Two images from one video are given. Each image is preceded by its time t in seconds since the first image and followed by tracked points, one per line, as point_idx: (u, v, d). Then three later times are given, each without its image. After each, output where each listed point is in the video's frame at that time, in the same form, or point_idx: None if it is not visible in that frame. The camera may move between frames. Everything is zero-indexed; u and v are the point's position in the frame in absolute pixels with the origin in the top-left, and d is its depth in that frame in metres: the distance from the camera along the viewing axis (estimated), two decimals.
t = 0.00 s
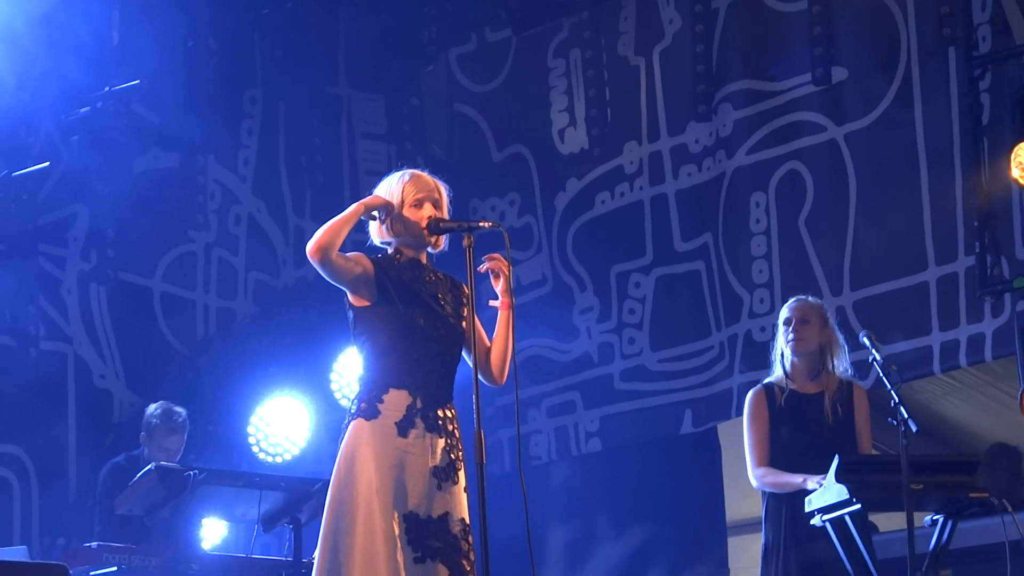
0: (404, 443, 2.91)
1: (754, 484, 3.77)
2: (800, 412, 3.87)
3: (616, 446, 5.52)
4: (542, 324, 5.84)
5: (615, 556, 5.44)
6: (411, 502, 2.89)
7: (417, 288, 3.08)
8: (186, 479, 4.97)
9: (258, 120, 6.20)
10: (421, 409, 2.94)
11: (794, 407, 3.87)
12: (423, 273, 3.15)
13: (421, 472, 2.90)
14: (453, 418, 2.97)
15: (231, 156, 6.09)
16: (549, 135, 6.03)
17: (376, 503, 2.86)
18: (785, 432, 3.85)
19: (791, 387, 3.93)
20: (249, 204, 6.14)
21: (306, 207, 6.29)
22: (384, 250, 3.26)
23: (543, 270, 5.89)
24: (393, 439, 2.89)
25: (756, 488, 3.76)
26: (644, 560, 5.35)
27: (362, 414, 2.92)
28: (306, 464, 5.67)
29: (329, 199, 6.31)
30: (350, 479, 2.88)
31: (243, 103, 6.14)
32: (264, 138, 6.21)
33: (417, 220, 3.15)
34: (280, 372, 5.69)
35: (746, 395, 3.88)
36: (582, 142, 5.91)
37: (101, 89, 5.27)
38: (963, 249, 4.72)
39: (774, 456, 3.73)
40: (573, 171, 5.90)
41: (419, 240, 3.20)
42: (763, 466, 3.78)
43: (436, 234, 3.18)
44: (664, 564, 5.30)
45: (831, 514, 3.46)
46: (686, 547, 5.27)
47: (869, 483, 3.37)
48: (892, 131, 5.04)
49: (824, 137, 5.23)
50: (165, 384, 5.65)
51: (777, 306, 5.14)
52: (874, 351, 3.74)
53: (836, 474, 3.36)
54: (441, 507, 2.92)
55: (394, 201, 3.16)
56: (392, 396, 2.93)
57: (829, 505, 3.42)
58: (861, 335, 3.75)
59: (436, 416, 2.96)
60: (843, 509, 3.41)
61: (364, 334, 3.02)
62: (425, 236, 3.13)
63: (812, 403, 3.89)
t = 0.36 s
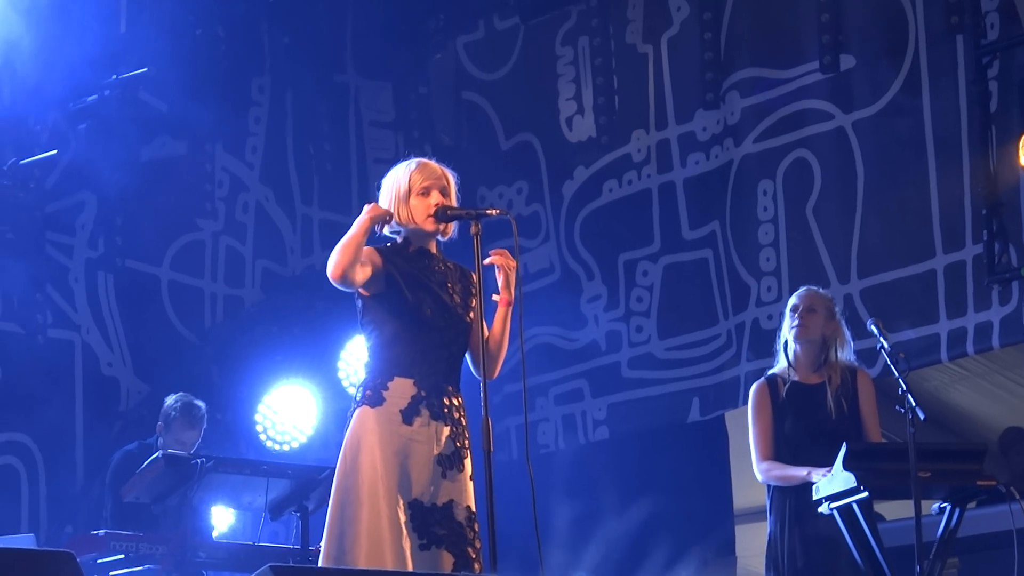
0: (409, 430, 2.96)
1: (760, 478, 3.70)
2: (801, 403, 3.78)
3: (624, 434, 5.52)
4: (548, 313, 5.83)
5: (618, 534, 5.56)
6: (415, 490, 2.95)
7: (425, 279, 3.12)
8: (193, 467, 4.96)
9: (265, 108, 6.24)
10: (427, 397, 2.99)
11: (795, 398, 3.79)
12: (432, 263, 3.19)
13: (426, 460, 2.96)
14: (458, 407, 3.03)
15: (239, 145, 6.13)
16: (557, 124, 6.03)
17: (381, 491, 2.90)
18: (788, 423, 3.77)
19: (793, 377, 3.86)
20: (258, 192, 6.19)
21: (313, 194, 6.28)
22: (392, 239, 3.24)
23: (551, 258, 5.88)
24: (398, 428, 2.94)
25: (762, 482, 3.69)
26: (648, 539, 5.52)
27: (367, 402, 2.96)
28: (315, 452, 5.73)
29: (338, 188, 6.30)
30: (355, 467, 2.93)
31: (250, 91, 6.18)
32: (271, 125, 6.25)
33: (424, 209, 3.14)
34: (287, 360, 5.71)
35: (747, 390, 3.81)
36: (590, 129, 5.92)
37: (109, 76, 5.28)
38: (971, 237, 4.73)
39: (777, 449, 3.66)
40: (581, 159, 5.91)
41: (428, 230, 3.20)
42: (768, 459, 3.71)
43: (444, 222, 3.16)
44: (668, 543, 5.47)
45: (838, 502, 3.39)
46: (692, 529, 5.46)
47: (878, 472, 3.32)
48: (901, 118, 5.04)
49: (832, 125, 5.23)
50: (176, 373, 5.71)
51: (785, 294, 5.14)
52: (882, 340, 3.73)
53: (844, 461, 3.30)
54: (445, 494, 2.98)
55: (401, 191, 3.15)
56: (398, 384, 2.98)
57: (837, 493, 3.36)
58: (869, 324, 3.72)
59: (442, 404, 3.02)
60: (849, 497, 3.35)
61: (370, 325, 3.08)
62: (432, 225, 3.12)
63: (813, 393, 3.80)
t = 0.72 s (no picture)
0: (417, 418, 2.93)
1: (770, 461, 3.65)
2: (812, 387, 3.74)
3: (634, 422, 5.56)
4: (558, 299, 5.87)
5: (631, 513, 5.52)
6: (423, 477, 2.91)
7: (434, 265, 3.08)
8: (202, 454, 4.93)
9: (274, 95, 6.26)
10: (434, 384, 2.95)
11: (807, 381, 3.74)
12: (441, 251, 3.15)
13: (433, 448, 2.92)
14: (466, 394, 2.99)
15: (248, 131, 6.13)
16: (566, 111, 6.05)
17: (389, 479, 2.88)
18: (798, 406, 3.73)
19: (804, 361, 3.81)
20: (266, 179, 6.19)
21: (323, 180, 6.34)
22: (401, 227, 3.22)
23: (560, 245, 5.91)
24: (405, 414, 2.91)
25: (772, 466, 3.65)
26: (660, 521, 5.44)
27: (375, 389, 2.94)
28: (323, 438, 5.81)
29: (348, 175, 6.39)
30: (362, 454, 2.92)
31: (259, 77, 6.19)
32: (281, 114, 6.26)
33: (434, 195, 3.11)
34: (298, 346, 5.76)
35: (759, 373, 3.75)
36: (599, 117, 5.93)
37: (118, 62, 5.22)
38: (980, 224, 4.71)
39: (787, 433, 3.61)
40: (590, 146, 5.93)
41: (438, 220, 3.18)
42: (778, 443, 3.66)
43: (453, 209, 3.13)
44: (678, 526, 5.39)
45: (847, 489, 3.38)
46: (703, 511, 5.34)
47: (888, 460, 3.31)
48: (911, 106, 5.00)
49: (842, 113, 5.21)
50: (186, 361, 5.71)
51: (794, 282, 5.13)
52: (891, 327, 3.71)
53: (853, 448, 3.29)
54: (453, 482, 2.94)
55: (411, 179, 3.14)
56: (406, 370, 2.95)
57: (846, 480, 3.34)
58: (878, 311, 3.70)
59: (450, 390, 2.98)
60: (859, 484, 3.34)
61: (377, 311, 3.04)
62: (440, 211, 3.10)
63: (824, 378, 3.75)
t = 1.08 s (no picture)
0: (425, 407, 2.91)
1: (776, 444, 3.63)
2: (831, 378, 3.71)
3: (641, 412, 5.58)
4: (566, 289, 5.90)
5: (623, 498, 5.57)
6: (431, 466, 2.89)
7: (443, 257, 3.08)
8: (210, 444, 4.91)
9: (282, 84, 6.23)
10: (442, 374, 2.95)
11: (827, 372, 3.71)
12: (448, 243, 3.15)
13: (441, 437, 2.91)
14: (472, 383, 2.99)
15: (255, 120, 6.09)
16: (574, 101, 6.07)
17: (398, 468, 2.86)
18: (813, 396, 3.70)
19: (823, 353, 3.75)
20: (274, 169, 6.18)
21: (330, 170, 6.37)
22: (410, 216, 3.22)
23: (568, 234, 5.95)
24: (413, 404, 2.90)
25: (777, 449, 3.62)
26: (654, 505, 5.49)
27: (382, 379, 2.92)
28: (331, 429, 5.87)
29: (356, 164, 6.44)
30: (370, 444, 2.89)
31: (265, 67, 6.16)
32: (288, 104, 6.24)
33: (442, 185, 3.10)
34: (305, 337, 5.82)
35: (779, 359, 3.71)
36: (607, 106, 5.95)
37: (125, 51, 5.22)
38: (988, 215, 4.68)
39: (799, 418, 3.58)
40: (597, 136, 5.95)
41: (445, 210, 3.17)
42: (787, 426, 3.64)
43: (461, 199, 3.13)
44: (678, 510, 5.40)
45: (855, 481, 3.37)
46: (701, 496, 5.37)
47: (896, 450, 3.31)
48: (919, 96, 4.98)
49: (850, 102, 5.20)
50: (194, 348, 5.70)
51: (802, 272, 5.14)
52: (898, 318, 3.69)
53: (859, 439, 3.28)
54: (460, 471, 2.93)
55: (419, 170, 3.13)
56: (413, 361, 2.94)
57: (854, 470, 3.33)
58: (887, 302, 3.68)
59: (457, 380, 2.97)
60: (866, 475, 3.33)
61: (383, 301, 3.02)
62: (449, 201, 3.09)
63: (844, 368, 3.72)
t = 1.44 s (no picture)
0: (433, 402, 2.90)
1: (794, 440, 3.60)
2: (857, 372, 3.69)
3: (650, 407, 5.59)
4: (575, 284, 5.92)
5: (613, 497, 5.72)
6: (440, 461, 2.89)
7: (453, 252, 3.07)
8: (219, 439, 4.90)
9: (291, 79, 6.32)
10: (450, 369, 2.94)
11: (853, 365, 3.69)
12: (457, 238, 3.14)
13: (449, 432, 2.91)
14: (482, 377, 2.98)
15: (264, 113, 6.20)
16: (584, 96, 6.07)
17: (406, 463, 2.85)
18: (834, 391, 3.69)
19: (849, 346, 3.73)
20: (282, 163, 6.28)
21: (340, 165, 6.44)
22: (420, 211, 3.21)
23: (577, 229, 5.97)
24: (422, 399, 2.89)
25: (795, 444, 3.60)
26: (646, 503, 5.61)
27: (390, 374, 2.91)
28: (340, 424, 5.88)
29: (366, 159, 6.48)
30: (378, 439, 2.88)
31: (275, 61, 6.26)
32: (297, 98, 6.34)
33: (451, 180, 3.09)
34: (314, 332, 5.82)
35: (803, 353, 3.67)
36: (616, 101, 5.94)
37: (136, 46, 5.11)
38: (998, 210, 4.67)
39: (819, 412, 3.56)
40: (608, 131, 5.96)
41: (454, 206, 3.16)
42: (804, 421, 3.61)
43: (471, 194, 3.13)
44: (672, 510, 5.51)
45: (864, 475, 3.35)
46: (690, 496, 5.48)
47: (906, 446, 3.27)
48: (930, 92, 4.97)
49: (859, 98, 5.20)
50: (204, 344, 5.78)
51: (811, 267, 5.13)
52: (904, 311, 3.65)
53: (869, 433, 3.25)
54: (468, 466, 2.93)
55: (429, 164, 3.12)
56: (422, 356, 2.92)
57: (863, 466, 3.31)
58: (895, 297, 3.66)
59: (466, 375, 2.96)
60: (875, 470, 3.30)
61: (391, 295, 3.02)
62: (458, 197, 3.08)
63: (868, 361, 3.71)
